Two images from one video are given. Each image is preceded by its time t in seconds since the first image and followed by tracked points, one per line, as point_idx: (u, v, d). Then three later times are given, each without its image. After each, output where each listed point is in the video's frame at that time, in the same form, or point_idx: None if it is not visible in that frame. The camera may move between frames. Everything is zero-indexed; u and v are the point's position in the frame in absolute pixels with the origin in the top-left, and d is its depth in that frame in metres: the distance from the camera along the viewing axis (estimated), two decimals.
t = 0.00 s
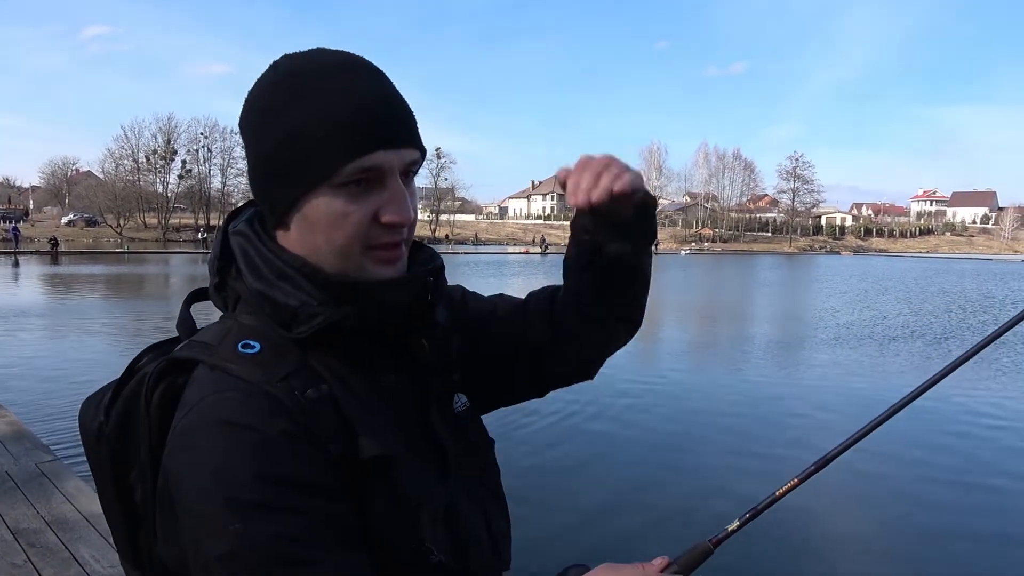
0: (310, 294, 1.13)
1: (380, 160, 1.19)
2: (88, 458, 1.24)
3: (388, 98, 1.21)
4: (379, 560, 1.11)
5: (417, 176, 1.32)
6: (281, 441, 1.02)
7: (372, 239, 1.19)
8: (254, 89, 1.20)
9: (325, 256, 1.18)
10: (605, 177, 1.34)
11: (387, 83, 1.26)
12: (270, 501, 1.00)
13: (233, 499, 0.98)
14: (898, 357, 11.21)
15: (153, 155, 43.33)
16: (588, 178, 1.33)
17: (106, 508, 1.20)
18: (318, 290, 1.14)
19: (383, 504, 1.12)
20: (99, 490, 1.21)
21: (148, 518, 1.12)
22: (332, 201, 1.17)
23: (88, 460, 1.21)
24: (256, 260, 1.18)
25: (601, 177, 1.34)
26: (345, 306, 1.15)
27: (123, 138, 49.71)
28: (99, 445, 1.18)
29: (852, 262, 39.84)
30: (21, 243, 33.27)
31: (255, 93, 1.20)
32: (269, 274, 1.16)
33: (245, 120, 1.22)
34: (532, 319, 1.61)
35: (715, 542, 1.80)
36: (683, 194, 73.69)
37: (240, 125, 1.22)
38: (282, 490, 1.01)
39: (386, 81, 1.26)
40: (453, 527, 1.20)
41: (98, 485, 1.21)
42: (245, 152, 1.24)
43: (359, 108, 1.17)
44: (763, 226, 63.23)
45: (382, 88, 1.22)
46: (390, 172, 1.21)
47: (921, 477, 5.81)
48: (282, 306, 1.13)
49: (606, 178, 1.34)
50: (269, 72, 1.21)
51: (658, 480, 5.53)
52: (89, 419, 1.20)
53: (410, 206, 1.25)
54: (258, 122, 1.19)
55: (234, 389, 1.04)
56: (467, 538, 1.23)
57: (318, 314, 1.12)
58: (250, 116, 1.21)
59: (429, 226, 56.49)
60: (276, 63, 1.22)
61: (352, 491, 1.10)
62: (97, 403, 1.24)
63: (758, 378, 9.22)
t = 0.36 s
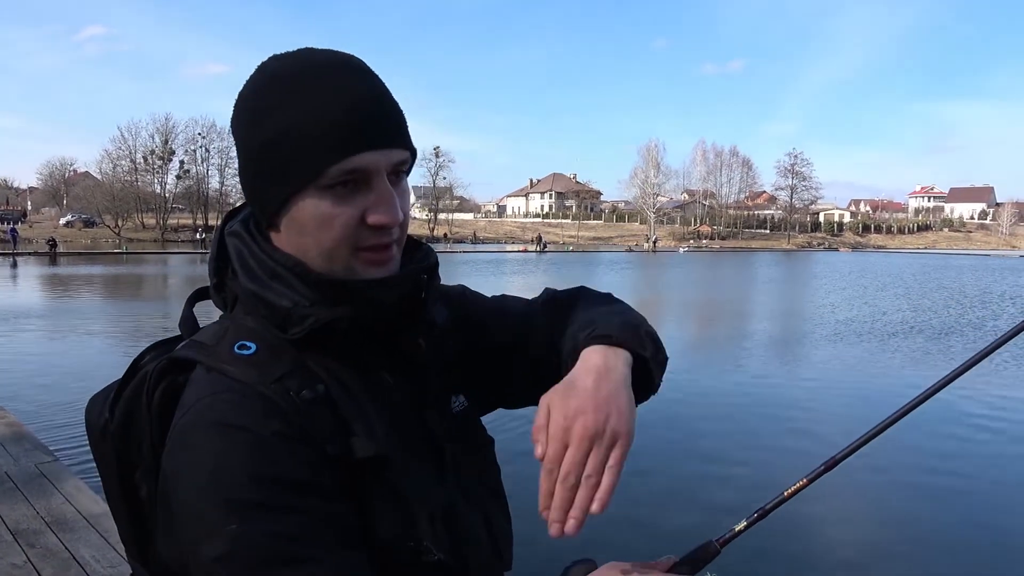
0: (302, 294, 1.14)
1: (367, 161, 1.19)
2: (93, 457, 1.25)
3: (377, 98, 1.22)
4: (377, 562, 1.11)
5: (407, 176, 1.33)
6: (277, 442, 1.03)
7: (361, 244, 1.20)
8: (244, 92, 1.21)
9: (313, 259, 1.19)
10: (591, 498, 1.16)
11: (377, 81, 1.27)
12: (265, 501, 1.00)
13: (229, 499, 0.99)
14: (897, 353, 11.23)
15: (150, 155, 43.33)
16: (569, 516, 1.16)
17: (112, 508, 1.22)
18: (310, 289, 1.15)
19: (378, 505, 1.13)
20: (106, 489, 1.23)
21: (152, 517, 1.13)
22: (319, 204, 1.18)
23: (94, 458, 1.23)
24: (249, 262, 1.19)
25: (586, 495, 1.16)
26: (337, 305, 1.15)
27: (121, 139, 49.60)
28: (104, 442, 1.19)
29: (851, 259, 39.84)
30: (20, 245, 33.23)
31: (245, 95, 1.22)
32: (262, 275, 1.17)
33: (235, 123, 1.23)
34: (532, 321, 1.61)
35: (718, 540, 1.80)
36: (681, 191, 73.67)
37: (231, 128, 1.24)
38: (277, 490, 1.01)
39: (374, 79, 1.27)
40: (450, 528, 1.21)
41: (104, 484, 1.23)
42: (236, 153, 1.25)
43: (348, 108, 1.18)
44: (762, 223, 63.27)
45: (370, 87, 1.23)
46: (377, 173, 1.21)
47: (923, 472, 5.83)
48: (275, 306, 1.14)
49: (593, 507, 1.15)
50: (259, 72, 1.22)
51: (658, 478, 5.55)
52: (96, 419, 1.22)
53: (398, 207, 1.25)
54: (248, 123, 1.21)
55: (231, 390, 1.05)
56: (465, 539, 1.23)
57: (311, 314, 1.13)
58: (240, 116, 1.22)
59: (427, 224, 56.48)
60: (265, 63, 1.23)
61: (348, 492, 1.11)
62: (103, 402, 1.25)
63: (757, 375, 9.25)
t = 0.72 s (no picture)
0: (298, 294, 1.14)
1: (360, 160, 1.19)
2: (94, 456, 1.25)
3: (371, 99, 1.22)
4: (374, 562, 1.11)
5: (402, 176, 1.32)
6: (272, 442, 1.02)
7: (355, 241, 1.20)
8: (240, 91, 1.21)
9: (308, 257, 1.19)
10: (584, 429, 1.18)
11: (372, 83, 1.27)
12: (260, 502, 1.00)
13: (224, 500, 0.98)
14: (895, 351, 11.25)
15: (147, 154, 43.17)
16: (562, 445, 1.16)
17: (112, 507, 1.22)
18: (306, 290, 1.14)
19: (374, 504, 1.12)
20: (106, 488, 1.23)
21: (151, 516, 1.13)
22: (313, 203, 1.18)
23: (94, 456, 1.23)
24: (245, 263, 1.19)
25: (582, 423, 1.18)
26: (333, 306, 1.14)
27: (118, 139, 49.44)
28: (103, 440, 1.19)
29: (848, 256, 39.87)
30: (17, 245, 33.13)
31: (241, 94, 1.21)
32: (259, 275, 1.17)
33: (231, 122, 1.23)
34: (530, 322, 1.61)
35: (715, 540, 1.80)
36: (679, 189, 73.66)
37: (227, 128, 1.23)
38: (272, 490, 1.01)
39: (370, 80, 1.26)
40: (448, 528, 1.21)
41: (104, 482, 1.23)
42: (232, 154, 1.24)
43: (342, 108, 1.17)
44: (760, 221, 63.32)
45: (364, 88, 1.22)
46: (371, 172, 1.21)
47: (921, 469, 5.84)
48: (272, 307, 1.13)
49: (588, 436, 1.17)
50: (255, 71, 1.22)
51: (657, 476, 5.55)
52: (95, 417, 1.22)
53: (392, 205, 1.25)
54: (245, 122, 1.20)
55: (227, 390, 1.05)
56: (463, 539, 1.23)
57: (306, 315, 1.12)
58: (237, 116, 1.22)
59: (425, 223, 56.41)
60: (261, 63, 1.23)
61: (345, 492, 1.11)
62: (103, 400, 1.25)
63: (756, 373, 9.26)
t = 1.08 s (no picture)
0: (301, 294, 1.15)
1: (359, 159, 1.20)
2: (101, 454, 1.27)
3: (370, 98, 1.22)
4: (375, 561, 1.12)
5: (403, 176, 1.32)
6: (274, 441, 1.03)
7: (356, 242, 1.20)
8: (243, 91, 1.22)
9: (309, 257, 1.20)
10: (583, 434, 1.17)
11: (373, 81, 1.27)
12: (263, 500, 1.01)
13: (227, 499, 0.99)
14: (900, 348, 11.22)
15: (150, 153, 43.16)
16: (561, 450, 1.16)
17: (119, 504, 1.23)
18: (309, 289, 1.15)
19: (375, 504, 1.13)
20: (113, 486, 1.24)
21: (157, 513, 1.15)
22: (313, 203, 1.18)
23: (101, 454, 1.24)
24: (249, 262, 1.20)
25: (580, 427, 1.18)
26: (336, 306, 1.15)
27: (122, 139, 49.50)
28: (109, 438, 1.21)
29: (852, 254, 39.73)
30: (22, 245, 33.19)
31: (244, 94, 1.22)
32: (262, 274, 1.18)
33: (234, 123, 1.24)
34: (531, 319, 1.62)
35: (713, 534, 1.80)
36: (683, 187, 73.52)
37: (231, 128, 1.25)
38: (276, 489, 1.02)
39: (370, 79, 1.27)
40: (448, 527, 1.21)
41: (110, 480, 1.24)
42: (236, 153, 1.26)
43: (342, 107, 1.18)
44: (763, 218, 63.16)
45: (364, 87, 1.23)
46: (370, 171, 1.21)
47: (925, 467, 5.83)
48: (275, 306, 1.14)
49: (586, 440, 1.16)
50: (257, 72, 1.23)
51: (660, 475, 5.55)
52: (102, 416, 1.24)
53: (392, 204, 1.25)
54: (248, 123, 1.21)
55: (231, 389, 1.06)
56: (465, 538, 1.24)
57: (309, 314, 1.13)
58: (240, 116, 1.23)
59: (429, 222, 56.40)
60: (263, 64, 1.24)
61: (348, 491, 1.12)
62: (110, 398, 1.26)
63: (760, 370, 9.25)
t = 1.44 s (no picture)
0: (309, 290, 1.15)
1: (365, 155, 1.20)
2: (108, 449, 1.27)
3: (376, 94, 1.23)
4: (382, 557, 1.12)
5: (408, 172, 1.33)
6: (283, 436, 1.04)
7: (362, 236, 1.21)
8: (251, 87, 1.23)
9: (315, 251, 1.20)
10: (587, 421, 1.17)
11: (378, 78, 1.27)
12: (272, 495, 1.01)
13: (236, 493, 1.00)
14: (898, 346, 11.24)
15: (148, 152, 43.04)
16: (564, 437, 1.16)
17: (126, 499, 1.23)
18: (317, 285, 1.16)
19: (381, 499, 1.14)
20: (120, 481, 1.24)
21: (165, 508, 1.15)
22: (319, 197, 1.19)
23: (108, 448, 1.24)
24: (256, 258, 1.20)
25: (583, 415, 1.18)
26: (344, 302, 1.15)
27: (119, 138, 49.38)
28: (117, 433, 1.21)
29: (850, 252, 39.77)
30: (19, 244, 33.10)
31: (252, 91, 1.23)
32: (270, 270, 1.18)
33: (242, 119, 1.24)
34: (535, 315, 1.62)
35: (715, 527, 1.80)
36: (681, 185, 73.53)
37: (238, 125, 1.25)
38: (285, 485, 1.03)
39: (375, 76, 1.27)
40: (454, 522, 1.22)
41: (118, 475, 1.24)
42: (244, 150, 1.26)
43: (348, 104, 1.18)
44: (761, 216, 63.15)
45: (370, 84, 1.23)
46: (376, 166, 1.22)
47: (924, 463, 5.84)
48: (283, 303, 1.15)
49: (589, 427, 1.16)
50: (265, 69, 1.23)
51: (660, 473, 5.56)
52: (109, 411, 1.24)
53: (397, 200, 1.25)
54: (256, 118, 1.22)
55: (240, 384, 1.06)
56: (470, 532, 1.24)
57: (317, 310, 1.13)
58: (248, 111, 1.23)
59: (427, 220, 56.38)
60: (270, 60, 1.24)
61: (355, 487, 1.12)
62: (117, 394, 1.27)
63: (758, 368, 9.27)
